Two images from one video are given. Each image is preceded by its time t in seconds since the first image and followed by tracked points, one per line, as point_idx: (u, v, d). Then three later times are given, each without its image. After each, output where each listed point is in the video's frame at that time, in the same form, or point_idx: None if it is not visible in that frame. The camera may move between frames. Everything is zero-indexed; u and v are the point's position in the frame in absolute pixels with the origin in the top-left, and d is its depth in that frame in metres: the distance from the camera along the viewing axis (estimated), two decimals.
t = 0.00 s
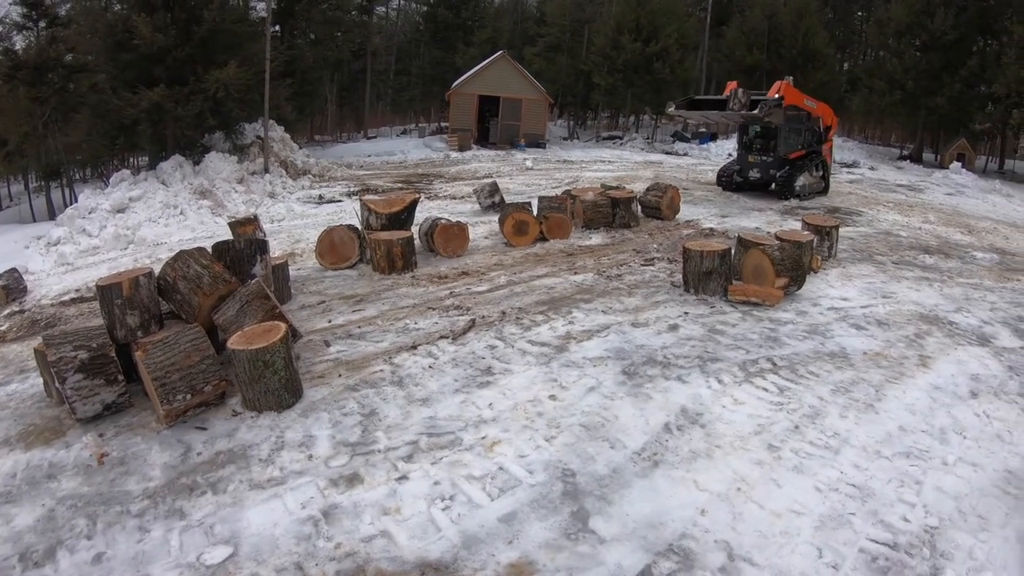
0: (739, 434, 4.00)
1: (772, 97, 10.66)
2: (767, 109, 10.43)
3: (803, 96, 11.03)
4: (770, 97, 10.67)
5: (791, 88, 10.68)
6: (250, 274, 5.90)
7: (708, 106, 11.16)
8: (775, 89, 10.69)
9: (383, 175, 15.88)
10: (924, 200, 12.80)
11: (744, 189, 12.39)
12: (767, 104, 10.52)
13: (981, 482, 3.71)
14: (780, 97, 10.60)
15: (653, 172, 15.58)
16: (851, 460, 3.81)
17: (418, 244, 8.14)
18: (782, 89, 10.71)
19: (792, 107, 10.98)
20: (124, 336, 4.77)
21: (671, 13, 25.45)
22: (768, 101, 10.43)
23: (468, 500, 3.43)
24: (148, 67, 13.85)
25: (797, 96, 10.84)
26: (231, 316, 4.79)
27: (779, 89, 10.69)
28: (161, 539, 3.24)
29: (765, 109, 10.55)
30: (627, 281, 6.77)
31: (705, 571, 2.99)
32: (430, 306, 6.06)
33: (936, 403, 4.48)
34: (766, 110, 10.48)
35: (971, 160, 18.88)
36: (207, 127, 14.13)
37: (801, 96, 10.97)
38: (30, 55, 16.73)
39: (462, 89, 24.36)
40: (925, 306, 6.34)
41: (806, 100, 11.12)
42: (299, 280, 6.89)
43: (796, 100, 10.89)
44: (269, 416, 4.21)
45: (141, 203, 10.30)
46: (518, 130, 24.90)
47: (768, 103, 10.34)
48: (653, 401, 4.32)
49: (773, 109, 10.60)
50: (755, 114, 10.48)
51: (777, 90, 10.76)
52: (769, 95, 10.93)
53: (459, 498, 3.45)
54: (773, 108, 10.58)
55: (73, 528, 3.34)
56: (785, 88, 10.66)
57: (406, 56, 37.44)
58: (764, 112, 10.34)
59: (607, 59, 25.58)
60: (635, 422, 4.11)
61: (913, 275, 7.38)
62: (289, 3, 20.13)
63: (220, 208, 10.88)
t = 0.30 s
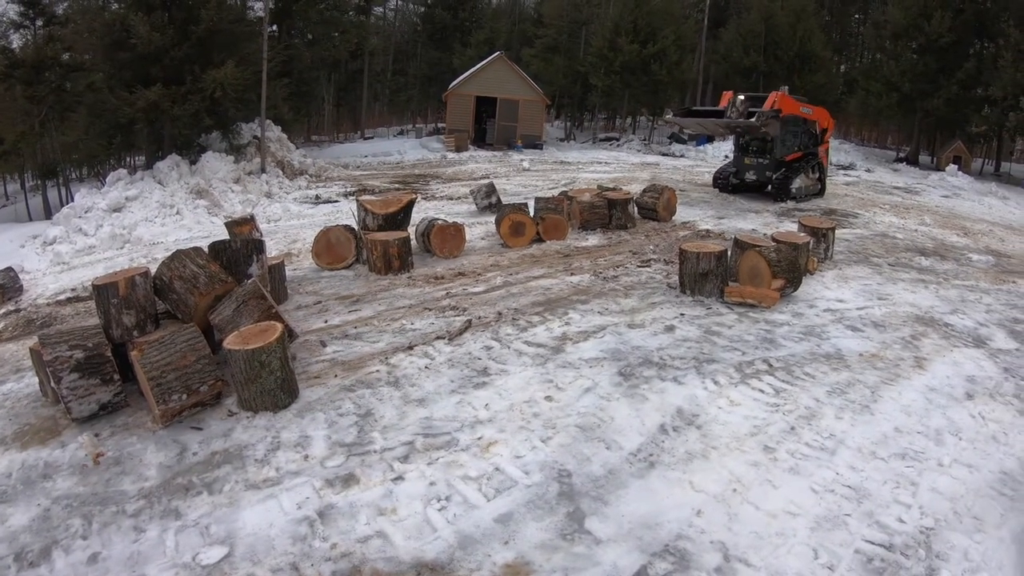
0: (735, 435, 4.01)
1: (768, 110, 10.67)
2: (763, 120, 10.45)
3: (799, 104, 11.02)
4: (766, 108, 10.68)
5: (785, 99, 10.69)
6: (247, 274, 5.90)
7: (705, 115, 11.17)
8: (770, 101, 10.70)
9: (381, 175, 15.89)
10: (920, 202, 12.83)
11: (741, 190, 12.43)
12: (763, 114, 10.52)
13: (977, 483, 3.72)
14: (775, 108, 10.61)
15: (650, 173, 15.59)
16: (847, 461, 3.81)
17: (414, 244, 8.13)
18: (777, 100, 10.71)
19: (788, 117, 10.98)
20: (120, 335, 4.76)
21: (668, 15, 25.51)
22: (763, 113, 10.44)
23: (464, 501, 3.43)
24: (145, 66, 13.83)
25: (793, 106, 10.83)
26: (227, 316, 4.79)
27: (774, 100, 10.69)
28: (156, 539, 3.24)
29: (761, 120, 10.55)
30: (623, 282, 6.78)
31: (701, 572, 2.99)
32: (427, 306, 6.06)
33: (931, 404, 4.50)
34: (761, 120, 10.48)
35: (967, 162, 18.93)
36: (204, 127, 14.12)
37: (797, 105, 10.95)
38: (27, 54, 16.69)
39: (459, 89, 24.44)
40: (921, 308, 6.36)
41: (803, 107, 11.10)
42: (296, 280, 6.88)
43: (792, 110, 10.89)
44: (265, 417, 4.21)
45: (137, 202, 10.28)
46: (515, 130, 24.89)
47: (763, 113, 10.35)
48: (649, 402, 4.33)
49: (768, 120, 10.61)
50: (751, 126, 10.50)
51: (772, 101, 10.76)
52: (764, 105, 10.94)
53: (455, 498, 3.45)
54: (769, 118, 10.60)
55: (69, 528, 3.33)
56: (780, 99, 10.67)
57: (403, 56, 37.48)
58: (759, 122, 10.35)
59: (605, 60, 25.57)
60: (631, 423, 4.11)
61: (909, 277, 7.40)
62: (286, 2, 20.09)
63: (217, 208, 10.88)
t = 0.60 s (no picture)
0: (731, 435, 4.02)
1: (763, 119, 10.76)
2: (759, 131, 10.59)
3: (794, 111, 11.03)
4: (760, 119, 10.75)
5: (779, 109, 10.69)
6: (243, 274, 5.89)
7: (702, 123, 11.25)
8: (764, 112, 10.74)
9: (377, 175, 15.88)
10: (916, 203, 12.86)
11: (737, 191, 12.44)
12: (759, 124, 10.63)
13: (972, 483, 3.73)
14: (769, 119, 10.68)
15: (647, 174, 15.61)
16: (843, 462, 3.83)
17: (411, 244, 8.13)
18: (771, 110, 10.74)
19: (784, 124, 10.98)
20: (116, 335, 4.75)
21: (666, 15, 25.54)
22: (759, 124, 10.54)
23: (460, 501, 3.43)
24: (142, 66, 13.81)
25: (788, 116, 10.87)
26: (223, 315, 4.79)
27: (768, 110, 10.70)
28: (152, 539, 3.23)
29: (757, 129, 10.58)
30: (620, 283, 6.79)
31: (697, 572, 3.00)
32: (423, 306, 6.06)
33: (926, 405, 4.51)
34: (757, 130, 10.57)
35: (964, 163, 18.98)
36: (201, 126, 14.09)
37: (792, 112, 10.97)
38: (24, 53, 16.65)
39: (456, 89, 24.39)
40: (917, 309, 6.38)
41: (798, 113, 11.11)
42: (292, 280, 6.87)
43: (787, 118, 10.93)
44: (261, 417, 4.20)
45: (134, 202, 10.27)
46: (512, 131, 24.90)
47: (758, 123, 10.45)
48: (645, 402, 4.33)
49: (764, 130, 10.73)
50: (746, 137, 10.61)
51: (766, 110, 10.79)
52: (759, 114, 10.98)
53: (451, 498, 3.45)
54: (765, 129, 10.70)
55: (64, 528, 3.32)
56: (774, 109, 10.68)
57: (400, 56, 37.42)
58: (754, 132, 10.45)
59: (602, 61, 25.63)
60: (627, 423, 4.12)
61: (905, 278, 7.41)
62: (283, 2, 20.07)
63: (213, 208, 10.86)
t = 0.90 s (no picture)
0: (729, 435, 4.02)
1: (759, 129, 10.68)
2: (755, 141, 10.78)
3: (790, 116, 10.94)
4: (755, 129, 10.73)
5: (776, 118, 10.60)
6: (241, 274, 5.88)
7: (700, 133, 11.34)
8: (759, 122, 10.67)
9: (375, 175, 15.86)
10: (914, 204, 12.89)
11: (734, 190, 12.44)
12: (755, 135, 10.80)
13: (969, 483, 3.74)
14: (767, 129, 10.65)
15: (645, 174, 15.61)
16: (841, 462, 3.83)
17: (409, 244, 8.13)
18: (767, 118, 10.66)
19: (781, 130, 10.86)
20: (114, 335, 4.74)
21: (663, 15, 25.54)
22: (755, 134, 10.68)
23: (458, 501, 3.43)
24: (139, 65, 13.79)
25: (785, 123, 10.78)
26: (221, 315, 4.78)
27: (763, 119, 10.63)
28: (150, 540, 3.23)
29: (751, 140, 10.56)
30: (617, 283, 6.79)
31: (695, 572, 3.00)
32: (421, 306, 6.05)
33: (924, 405, 4.52)
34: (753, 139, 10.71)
35: (961, 164, 19.02)
36: (198, 126, 14.07)
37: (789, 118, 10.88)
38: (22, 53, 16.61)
39: (454, 89, 24.36)
40: (914, 309, 6.39)
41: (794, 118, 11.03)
42: (290, 280, 6.87)
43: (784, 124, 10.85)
44: (259, 417, 4.20)
45: (132, 202, 10.27)
46: (510, 131, 24.91)
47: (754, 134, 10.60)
48: (643, 403, 4.34)
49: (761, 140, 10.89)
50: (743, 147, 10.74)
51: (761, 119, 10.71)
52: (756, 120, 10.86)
53: (449, 498, 3.45)
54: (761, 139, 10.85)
55: (62, 528, 3.32)
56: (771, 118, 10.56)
57: (398, 56, 37.38)
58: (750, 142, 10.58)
59: (599, 61, 25.66)
60: (625, 423, 4.13)
61: (903, 278, 7.43)
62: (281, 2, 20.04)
63: (211, 208, 10.84)
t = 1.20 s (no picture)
0: (729, 434, 4.02)
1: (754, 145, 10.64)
2: (750, 162, 10.52)
3: (786, 126, 10.83)
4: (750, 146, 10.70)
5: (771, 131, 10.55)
6: (240, 271, 5.88)
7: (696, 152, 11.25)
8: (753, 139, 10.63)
9: (374, 173, 15.86)
10: (913, 204, 12.90)
11: (732, 191, 12.41)
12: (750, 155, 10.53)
13: (969, 483, 3.74)
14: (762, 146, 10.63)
15: (644, 173, 15.61)
16: (840, 461, 3.83)
17: (408, 243, 8.12)
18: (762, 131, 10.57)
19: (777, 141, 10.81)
20: (112, 332, 4.72)
21: (663, 14, 25.52)
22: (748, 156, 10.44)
23: (457, 499, 3.43)
24: (138, 63, 13.76)
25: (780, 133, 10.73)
26: (220, 313, 4.77)
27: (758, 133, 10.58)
28: (148, 538, 3.22)
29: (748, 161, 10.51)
30: (617, 282, 6.79)
31: (695, 570, 3.00)
32: (420, 304, 6.05)
33: (924, 405, 4.52)
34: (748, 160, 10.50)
35: (960, 164, 19.03)
36: (198, 123, 14.05)
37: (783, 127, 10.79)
38: (21, 49, 16.60)
39: (453, 88, 24.34)
40: (913, 309, 6.39)
41: (789, 125, 10.92)
42: (289, 278, 6.86)
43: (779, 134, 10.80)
44: (258, 415, 4.19)
45: (130, 199, 10.24)
46: (508, 129, 24.90)
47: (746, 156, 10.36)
48: (642, 401, 4.33)
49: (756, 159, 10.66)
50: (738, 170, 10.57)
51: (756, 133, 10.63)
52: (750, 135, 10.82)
53: (448, 497, 3.44)
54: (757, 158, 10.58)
55: (59, 526, 3.31)
56: (763, 132, 10.50)
57: (397, 54, 37.34)
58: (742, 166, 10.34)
59: (598, 60, 25.66)
60: (625, 422, 4.12)
61: (902, 278, 7.43)
62: None
63: (210, 205, 10.82)
